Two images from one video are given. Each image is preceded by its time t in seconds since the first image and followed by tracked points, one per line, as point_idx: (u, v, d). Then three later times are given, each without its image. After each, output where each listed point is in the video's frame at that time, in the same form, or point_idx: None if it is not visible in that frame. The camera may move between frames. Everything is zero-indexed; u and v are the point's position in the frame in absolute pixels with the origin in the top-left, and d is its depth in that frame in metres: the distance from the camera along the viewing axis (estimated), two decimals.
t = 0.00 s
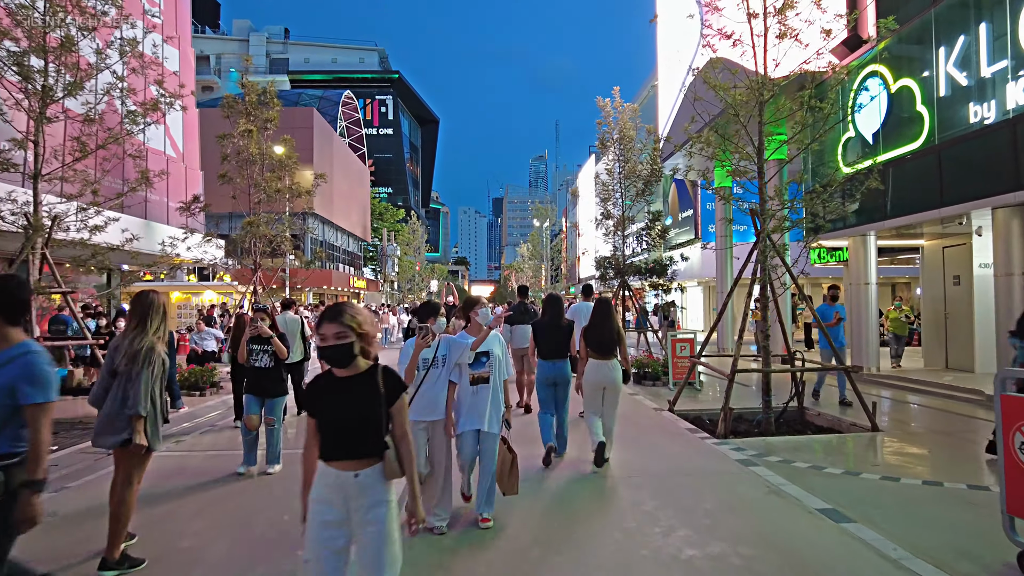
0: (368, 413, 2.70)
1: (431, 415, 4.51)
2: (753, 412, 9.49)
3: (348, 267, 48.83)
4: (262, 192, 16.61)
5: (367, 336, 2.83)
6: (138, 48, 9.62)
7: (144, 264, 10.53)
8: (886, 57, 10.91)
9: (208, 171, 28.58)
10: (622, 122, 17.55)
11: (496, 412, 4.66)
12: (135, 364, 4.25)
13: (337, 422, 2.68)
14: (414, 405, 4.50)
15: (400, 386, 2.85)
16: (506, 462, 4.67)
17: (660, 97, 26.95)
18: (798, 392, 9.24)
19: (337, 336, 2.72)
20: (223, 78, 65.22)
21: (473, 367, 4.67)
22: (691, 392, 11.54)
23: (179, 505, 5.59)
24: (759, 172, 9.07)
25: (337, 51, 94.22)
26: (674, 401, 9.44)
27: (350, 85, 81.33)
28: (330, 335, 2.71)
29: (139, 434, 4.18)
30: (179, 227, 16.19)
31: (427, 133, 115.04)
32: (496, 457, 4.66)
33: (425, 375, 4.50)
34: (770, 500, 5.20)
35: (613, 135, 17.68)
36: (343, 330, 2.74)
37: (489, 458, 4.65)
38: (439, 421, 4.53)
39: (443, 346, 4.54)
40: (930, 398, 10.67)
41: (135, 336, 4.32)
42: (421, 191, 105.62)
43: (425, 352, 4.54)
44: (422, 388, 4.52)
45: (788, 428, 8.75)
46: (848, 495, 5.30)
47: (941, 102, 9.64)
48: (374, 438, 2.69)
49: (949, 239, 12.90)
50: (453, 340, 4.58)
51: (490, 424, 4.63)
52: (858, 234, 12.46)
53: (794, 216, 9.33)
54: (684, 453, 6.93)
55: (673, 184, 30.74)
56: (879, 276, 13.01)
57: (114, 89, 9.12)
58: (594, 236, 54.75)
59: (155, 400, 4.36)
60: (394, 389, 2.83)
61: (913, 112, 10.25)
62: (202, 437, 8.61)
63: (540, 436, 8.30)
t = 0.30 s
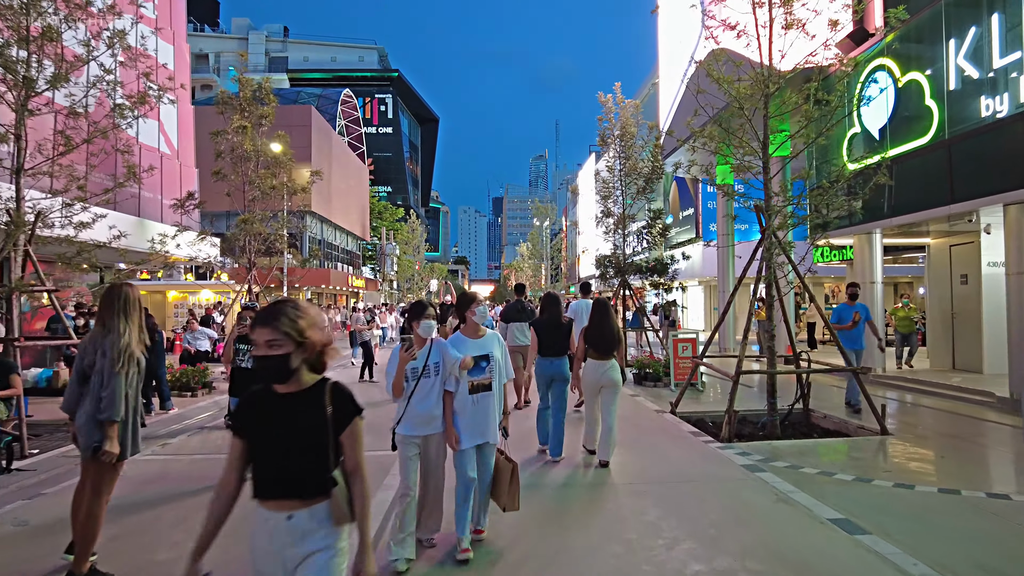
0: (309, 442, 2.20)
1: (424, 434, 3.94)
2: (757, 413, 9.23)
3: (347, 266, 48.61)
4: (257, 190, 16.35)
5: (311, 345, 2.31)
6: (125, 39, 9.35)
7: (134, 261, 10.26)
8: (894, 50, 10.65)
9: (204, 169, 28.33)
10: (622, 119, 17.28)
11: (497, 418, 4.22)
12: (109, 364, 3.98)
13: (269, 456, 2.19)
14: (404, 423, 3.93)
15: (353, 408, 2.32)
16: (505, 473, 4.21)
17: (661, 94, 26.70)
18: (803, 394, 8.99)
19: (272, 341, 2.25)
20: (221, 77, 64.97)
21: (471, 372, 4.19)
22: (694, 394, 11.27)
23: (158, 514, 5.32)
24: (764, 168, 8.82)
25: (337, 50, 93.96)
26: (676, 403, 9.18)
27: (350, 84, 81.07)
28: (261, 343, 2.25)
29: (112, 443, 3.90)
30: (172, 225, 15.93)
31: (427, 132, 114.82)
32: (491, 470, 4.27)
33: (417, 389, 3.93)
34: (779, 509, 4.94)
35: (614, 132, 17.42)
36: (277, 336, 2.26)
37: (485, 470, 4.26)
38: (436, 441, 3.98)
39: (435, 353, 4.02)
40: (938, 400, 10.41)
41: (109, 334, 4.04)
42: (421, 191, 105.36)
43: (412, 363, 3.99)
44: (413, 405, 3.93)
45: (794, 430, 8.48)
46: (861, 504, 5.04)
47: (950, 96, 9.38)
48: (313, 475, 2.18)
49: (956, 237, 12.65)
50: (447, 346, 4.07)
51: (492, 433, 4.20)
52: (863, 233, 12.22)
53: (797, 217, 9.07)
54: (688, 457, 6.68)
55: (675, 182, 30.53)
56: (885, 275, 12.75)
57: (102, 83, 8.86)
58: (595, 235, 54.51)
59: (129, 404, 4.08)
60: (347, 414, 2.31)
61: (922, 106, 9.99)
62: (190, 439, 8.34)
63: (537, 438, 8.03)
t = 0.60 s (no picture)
0: (170, 501, 1.66)
1: (385, 458, 3.45)
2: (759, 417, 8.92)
3: (344, 267, 48.23)
4: (247, 188, 16.05)
5: (177, 358, 1.77)
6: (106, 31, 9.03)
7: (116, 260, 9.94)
8: (899, 42, 10.35)
9: (197, 167, 27.96)
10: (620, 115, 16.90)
11: (482, 435, 3.80)
12: (61, 369, 3.66)
13: (114, 508, 1.68)
14: (364, 446, 3.48)
15: (242, 460, 1.76)
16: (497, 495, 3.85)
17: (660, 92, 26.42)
18: (807, 398, 8.68)
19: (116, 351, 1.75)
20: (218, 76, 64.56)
21: (453, 387, 3.88)
22: (694, 397, 10.94)
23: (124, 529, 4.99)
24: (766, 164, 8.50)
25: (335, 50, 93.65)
26: (676, 407, 8.88)
27: (348, 84, 80.78)
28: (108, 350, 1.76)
29: (61, 455, 3.59)
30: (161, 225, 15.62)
31: (426, 132, 114.49)
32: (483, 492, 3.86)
33: (382, 405, 3.51)
34: (785, 523, 4.63)
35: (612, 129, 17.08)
36: (127, 337, 1.75)
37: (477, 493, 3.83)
38: (405, 465, 3.49)
39: (405, 364, 3.60)
40: (945, 403, 10.11)
41: (61, 335, 3.71)
42: (420, 191, 105.12)
43: (374, 375, 3.56)
44: (375, 424, 3.49)
45: (797, 436, 8.17)
46: (872, 518, 4.73)
47: (959, 89, 9.08)
48: (178, 548, 1.66)
49: (962, 235, 12.35)
50: (418, 356, 3.66)
51: (483, 452, 3.80)
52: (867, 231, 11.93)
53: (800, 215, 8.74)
54: (687, 465, 6.38)
55: (675, 181, 30.23)
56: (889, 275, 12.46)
57: (81, 75, 8.54)
58: (594, 234, 54.23)
59: (82, 413, 3.77)
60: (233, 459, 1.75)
61: (929, 100, 9.68)
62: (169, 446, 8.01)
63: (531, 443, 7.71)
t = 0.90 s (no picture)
0: None
1: (348, 491, 3.12)
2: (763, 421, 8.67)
3: (342, 267, 47.95)
4: (240, 186, 15.81)
5: None
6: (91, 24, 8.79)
7: (102, 259, 9.71)
8: (903, 36, 10.13)
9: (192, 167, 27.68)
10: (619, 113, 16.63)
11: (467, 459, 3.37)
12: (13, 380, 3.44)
13: None
14: (326, 476, 3.16)
15: None
16: (492, 531, 3.28)
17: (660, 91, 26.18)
18: (812, 401, 8.44)
19: None
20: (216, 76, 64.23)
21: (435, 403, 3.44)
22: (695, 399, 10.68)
23: (92, 544, 4.71)
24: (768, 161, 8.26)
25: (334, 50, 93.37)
26: (677, 410, 8.62)
27: (347, 83, 80.52)
28: None
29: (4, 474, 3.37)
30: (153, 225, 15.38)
31: (425, 132, 114.35)
32: (478, 528, 3.30)
33: (346, 429, 3.19)
34: (793, 537, 4.39)
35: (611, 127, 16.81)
36: None
37: (467, 530, 3.28)
38: (375, 495, 3.16)
39: (374, 380, 3.27)
40: (953, 406, 9.86)
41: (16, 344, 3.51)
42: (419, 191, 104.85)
43: (339, 394, 3.25)
44: (337, 451, 3.17)
45: (803, 440, 7.91)
46: (884, 530, 4.49)
47: (967, 82, 8.85)
48: None
49: (968, 234, 12.13)
50: (392, 371, 3.31)
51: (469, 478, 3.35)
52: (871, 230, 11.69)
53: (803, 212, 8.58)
54: (689, 473, 6.13)
55: (675, 180, 30.03)
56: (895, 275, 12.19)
57: (63, 70, 8.31)
58: (593, 234, 54.03)
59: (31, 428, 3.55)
60: None
61: (936, 94, 9.45)
62: (153, 452, 7.75)
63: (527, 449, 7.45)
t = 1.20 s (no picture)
0: None
1: (289, 533, 2.40)
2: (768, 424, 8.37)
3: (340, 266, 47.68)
4: (233, 182, 15.53)
5: None
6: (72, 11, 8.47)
7: (86, 255, 9.40)
8: (912, 27, 9.87)
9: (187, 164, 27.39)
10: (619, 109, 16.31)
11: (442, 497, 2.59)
12: None
13: None
14: (262, 513, 2.44)
15: None
16: None
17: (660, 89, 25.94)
18: (819, 403, 8.14)
19: None
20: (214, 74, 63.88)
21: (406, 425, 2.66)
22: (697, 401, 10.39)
23: (54, 556, 4.38)
24: (775, 154, 7.95)
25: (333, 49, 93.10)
26: (679, 413, 8.32)
27: (346, 82, 80.26)
28: None
29: None
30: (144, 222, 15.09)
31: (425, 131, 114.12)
32: None
33: (286, 453, 2.47)
34: (806, 550, 4.09)
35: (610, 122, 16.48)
36: None
37: None
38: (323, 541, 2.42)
39: (328, 391, 2.54)
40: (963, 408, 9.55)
41: None
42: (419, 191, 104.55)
43: (282, 406, 2.53)
44: (276, 481, 2.45)
45: (810, 444, 7.61)
46: (904, 544, 4.19)
47: (980, 73, 8.58)
48: None
49: (977, 231, 11.87)
50: (353, 383, 2.59)
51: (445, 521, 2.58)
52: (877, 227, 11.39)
53: (808, 208, 8.16)
54: (693, 480, 5.81)
55: (675, 178, 29.80)
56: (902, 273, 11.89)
57: (43, 58, 8.02)
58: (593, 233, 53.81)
59: None
60: None
61: (946, 86, 9.18)
62: (133, 455, 7.42)
63: (522, 453, 7.14)
